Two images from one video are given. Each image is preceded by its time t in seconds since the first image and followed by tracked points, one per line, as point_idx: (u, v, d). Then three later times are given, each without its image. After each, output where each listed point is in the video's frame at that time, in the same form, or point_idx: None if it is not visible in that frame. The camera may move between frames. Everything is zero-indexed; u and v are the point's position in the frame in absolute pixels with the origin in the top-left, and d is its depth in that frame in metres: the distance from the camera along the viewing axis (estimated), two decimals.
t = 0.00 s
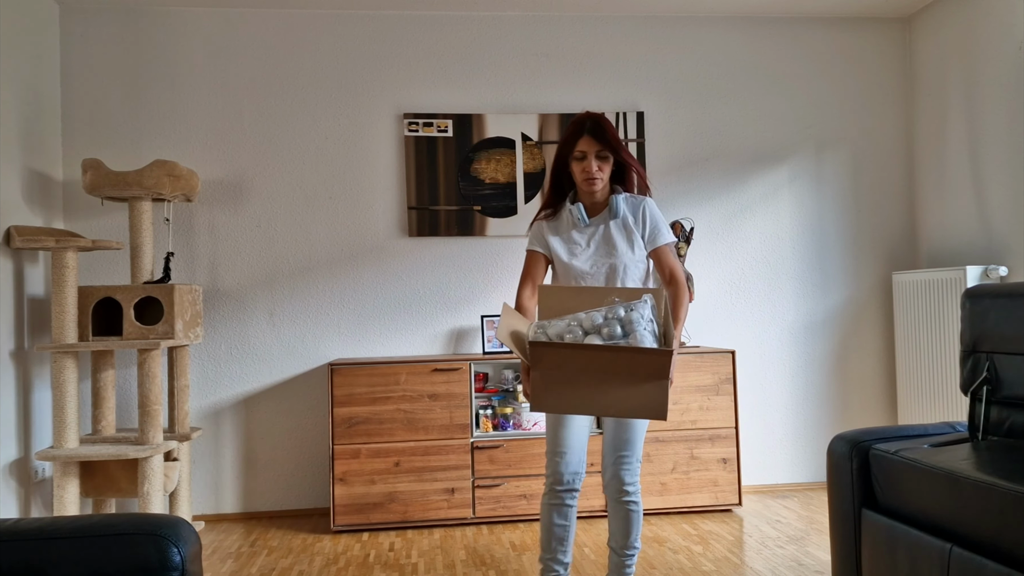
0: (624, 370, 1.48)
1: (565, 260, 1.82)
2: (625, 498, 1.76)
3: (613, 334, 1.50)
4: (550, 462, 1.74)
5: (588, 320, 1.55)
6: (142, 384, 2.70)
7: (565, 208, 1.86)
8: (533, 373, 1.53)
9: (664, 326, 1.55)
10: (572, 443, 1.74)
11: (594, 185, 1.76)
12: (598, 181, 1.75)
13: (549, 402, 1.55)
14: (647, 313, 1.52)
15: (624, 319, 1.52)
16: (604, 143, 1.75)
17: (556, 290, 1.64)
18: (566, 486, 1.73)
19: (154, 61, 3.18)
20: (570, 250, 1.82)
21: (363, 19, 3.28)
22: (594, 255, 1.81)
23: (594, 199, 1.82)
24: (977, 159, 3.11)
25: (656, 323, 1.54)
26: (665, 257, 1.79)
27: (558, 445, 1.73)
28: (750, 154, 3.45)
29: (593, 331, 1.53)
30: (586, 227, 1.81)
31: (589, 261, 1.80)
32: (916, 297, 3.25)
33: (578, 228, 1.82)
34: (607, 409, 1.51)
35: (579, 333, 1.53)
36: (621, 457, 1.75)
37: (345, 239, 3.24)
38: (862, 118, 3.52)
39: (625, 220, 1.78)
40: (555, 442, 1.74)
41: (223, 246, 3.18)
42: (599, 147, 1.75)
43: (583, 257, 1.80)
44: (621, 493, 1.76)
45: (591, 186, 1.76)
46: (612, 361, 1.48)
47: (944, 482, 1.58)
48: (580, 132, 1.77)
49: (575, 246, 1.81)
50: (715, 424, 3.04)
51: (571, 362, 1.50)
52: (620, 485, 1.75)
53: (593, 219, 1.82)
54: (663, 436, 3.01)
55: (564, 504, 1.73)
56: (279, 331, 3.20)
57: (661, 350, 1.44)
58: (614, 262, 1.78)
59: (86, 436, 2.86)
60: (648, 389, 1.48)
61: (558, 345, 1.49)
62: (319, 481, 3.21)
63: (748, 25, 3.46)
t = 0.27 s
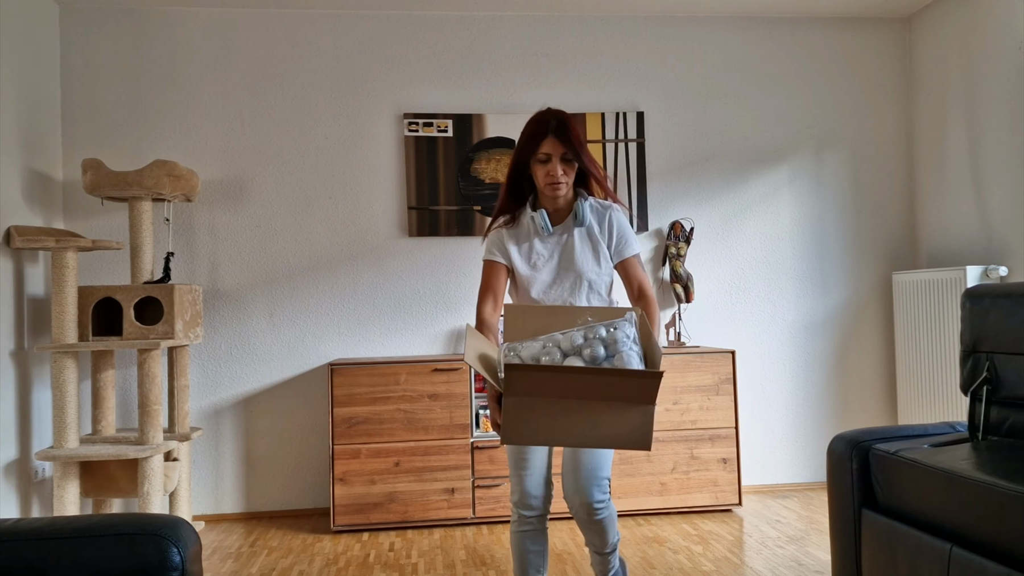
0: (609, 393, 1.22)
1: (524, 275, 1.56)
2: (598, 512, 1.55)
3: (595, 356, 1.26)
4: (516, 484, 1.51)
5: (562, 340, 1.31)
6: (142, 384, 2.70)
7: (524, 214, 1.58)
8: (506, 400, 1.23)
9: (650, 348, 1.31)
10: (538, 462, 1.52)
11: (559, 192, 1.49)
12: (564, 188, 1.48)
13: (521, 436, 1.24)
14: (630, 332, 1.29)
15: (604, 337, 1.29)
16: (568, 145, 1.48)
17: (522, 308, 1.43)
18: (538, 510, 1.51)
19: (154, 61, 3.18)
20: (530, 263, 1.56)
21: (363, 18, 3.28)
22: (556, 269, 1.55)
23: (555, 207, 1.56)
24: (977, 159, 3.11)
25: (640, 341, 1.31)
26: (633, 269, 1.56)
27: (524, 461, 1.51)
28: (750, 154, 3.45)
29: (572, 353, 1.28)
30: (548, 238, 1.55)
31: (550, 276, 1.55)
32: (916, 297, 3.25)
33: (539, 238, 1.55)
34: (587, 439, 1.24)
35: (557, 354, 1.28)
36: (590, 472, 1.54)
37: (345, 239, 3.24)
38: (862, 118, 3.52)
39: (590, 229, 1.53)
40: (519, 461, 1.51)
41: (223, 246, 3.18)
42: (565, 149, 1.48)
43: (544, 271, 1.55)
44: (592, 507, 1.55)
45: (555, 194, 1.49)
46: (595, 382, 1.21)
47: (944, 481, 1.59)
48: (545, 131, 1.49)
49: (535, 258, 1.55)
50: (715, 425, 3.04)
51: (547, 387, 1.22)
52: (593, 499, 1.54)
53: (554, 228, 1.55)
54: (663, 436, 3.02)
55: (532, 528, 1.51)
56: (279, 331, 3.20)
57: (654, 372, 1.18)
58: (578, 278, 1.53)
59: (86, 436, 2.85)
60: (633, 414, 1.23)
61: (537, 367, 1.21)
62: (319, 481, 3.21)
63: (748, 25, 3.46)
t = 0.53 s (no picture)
0: (606, 414, 1.12)
1: (507, 274, 1.40)
2: (570, 531, 1.39)
3: (593, 374, 1.17)
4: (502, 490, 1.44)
5: (557, 354, 1.20)
6: (142, 384, 2.70)
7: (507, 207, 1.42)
8: (496, 417, 1.12)
9: (651, 364, 1.21)
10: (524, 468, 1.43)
11: (548, 186, 1.35)
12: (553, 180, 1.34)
13: (508, 455, 1.14)
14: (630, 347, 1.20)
15: (603, 354, 1.19)
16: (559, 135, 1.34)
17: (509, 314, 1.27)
18: (517, 518, 1.42)
19: (154, 61, 3.18)
20: (514, 261, 1.41)
21: (363, 18, 3.28)
22: (541, 269, 1.41)
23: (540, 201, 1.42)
24: (977, 159, 3.11)
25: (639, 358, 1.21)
26: (621, 268, 1.44)
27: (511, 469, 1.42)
28: (750, 154, 3.45)
29: (568, 369, 1.19)
30: (533, 234, 1.40)
31: (535, 276, 1.40)
32: (916, 297, 3.25)
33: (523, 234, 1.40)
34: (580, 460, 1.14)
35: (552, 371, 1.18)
36: (563, 483, 1.39)
37: (345, 239, 3.24)
38: (862, 117, 3.51)
39: (579, 225, 1.40)
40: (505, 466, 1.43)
41: (223, 247, 3.18)
42: (555, 139, 1.35)
43: (528, 271, 1.40)
44: (562, 523, 1.39)
45: (543, 187, 1.35)
46: (594, 403, 1.11)
47: (943, 481, 1.59)
48: (534, 119, 1.35)
49: (520, 256, 1.40)
50: (715, 425, 3.04)
51: (541, 407, 1.11)
52: (562, 512, 1.38)
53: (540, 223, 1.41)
54: (663, 436, 3.01)
55: (512, 537, 1.43)
56: (278, 331, 3.20)
57: (658, 396, 1.08)
58: (565, 278, 1.39)
59: (86, 436, 2.85)
60: (631, 435, 1.13)
61: (532, 387, 1.09)
62: (319, 481, 3.21)
63: (748, 25, 3.46)
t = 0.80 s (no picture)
0: (609, 421, 1.09)
1: (509, 274, 1.40)
2: (576, 537, 1.38)
3: (596, 380, 1.13)
4: (501, 500, 1.39)
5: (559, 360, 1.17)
6: (142, 384, 2.70)
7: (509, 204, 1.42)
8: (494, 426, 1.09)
9: (657, 368, 1.18)
10: (524, 477, 1.38)
11: (550, 181, 1.34)
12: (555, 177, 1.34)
13: (508, 464, 1.11)
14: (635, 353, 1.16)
15: (607, 360, 1.16)
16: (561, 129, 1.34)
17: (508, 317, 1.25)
18: (517, 527, 1.39)
19: (154, 61, 3.18)
20: (517, 261, 1.40)
21: (363, 18, 3.28)
22: (544, 268, 1.40)
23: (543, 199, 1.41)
24: (976, 159, 3.11)
25: (645, 363, 1.17)
26: (627, 267, 1.43)
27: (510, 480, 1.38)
28: (750, 154, 3.45)
29: (571, 375, 1.16)
30: (536, 232, 1.39)
31: (539, 276, 1.40)
32: (916, 297, 3.25)
33: (526, 233, 1.40)
34: (582, 468, 1.11)
35: (553, 377, 1.15)
36: (570, 492, 1.37)
37: (345, 238, 3.24)
38: (862, 117, 3.52)
39: (583, 222, 1.39)
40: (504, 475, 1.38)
41: (223, 247, 3.18)
42: (557, 134, 1.34)
43: (531, 270, 1.40)
44: (569, 530, 1.38)
45: (546, 183, 1.35)
46: (596, 411, 1.07)
47: (943, 481, 1.59)
48: (535, 114, 1.34)
49: (522, 255, 1.39)
50: (715, 425, 3.04)
51: (540, 415, 1.08)
52: (570, 520, 1.37)
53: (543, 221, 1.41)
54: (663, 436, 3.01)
55: (512, 546, 1.40)
56: (278, 331, 3.20)
57: (663, 404, 1.05)
58: (569, 277, 1.39)
59: (85, 436, 2.85)
60: (635, 442, 1.10)
61: (532, 396, 1.06)
62: (319, 481, 3.21)
63: (747, 24, 3.46)
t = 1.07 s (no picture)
0: (608, 423, 1.09)
1: (511, 271, 1.40)
2: (578, 539, 1.38)
3: (595, 382, 1.13)
4: (503, 500, 1.39)
5: (557, 362, 1.17)
6: (141, 384, 2.70)
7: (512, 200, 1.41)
8: (492, 429, 1.09)
9: (657, 371, 1.17)
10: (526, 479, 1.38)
11: (552, 178, 1.33)
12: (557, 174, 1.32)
13: (507, 469, 1.10)
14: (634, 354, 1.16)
15: (606, 362, 1.15)
16: (564, 123, 1.31)
17: (508, 316, 1.25)
18: (519, 528, 1.39)
19: (154, 61, 3.18)
20: (518, 258, 1.40)
21: (362, 18, 3.28)
22: (546, 265, 1.40)
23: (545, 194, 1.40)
24: (976, 159, 3.11)
25: (644, 365, 1.17)
26: (631, 262, 1.42)
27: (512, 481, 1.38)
28: (750, 153, 3.45)
29: (570, 377, 1.15)
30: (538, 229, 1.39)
31: (541, 273, 1.40)
32: (916, 296, 3.25)
33: (528, 229, 1.39)
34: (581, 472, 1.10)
35: (552, 380, 1.15)
36: (572, 494, 1.37)
37: (345, 238, 3.24)
38: (862, 117, 3.52)
39: (586, 218, 1.38)
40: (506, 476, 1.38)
41: (223, 246, 3.18)
42: (560, 128, 1.31)
43: (534, 268, 1.39)
44: (571, 531, 1.38)
45: (547, 179, 1.34)
46: (594, 412, 1.07)
47: (943, 481, 1.59)
48: (538, 107, 1.31)
49: (524, 253, 1.39)
50: (715, 425, 3.04)
51: (538, 417, 1.08)
52: (571, 521, 1.37)
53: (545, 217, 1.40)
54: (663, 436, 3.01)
55: (514, 547, 1.40)
56: (279, 331, 3.20)
57: (661, 404, 1.05)
58: (572, 275, 1.38)
59: (86, 436, 2.85)
60: (634, 445, 1.09)
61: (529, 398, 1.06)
62: (319, 481, 3.21)
63: (747, 24, 3.46)
